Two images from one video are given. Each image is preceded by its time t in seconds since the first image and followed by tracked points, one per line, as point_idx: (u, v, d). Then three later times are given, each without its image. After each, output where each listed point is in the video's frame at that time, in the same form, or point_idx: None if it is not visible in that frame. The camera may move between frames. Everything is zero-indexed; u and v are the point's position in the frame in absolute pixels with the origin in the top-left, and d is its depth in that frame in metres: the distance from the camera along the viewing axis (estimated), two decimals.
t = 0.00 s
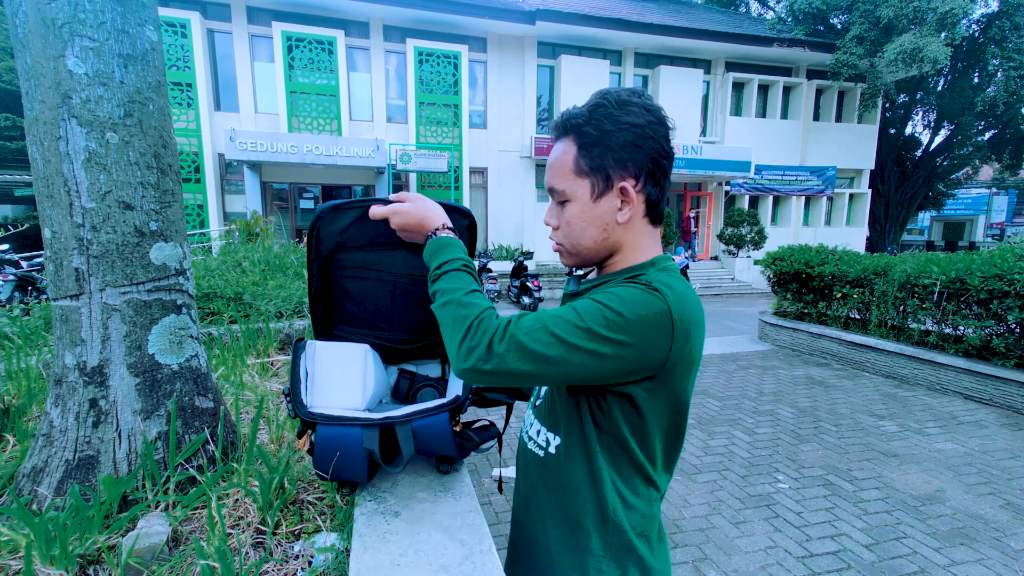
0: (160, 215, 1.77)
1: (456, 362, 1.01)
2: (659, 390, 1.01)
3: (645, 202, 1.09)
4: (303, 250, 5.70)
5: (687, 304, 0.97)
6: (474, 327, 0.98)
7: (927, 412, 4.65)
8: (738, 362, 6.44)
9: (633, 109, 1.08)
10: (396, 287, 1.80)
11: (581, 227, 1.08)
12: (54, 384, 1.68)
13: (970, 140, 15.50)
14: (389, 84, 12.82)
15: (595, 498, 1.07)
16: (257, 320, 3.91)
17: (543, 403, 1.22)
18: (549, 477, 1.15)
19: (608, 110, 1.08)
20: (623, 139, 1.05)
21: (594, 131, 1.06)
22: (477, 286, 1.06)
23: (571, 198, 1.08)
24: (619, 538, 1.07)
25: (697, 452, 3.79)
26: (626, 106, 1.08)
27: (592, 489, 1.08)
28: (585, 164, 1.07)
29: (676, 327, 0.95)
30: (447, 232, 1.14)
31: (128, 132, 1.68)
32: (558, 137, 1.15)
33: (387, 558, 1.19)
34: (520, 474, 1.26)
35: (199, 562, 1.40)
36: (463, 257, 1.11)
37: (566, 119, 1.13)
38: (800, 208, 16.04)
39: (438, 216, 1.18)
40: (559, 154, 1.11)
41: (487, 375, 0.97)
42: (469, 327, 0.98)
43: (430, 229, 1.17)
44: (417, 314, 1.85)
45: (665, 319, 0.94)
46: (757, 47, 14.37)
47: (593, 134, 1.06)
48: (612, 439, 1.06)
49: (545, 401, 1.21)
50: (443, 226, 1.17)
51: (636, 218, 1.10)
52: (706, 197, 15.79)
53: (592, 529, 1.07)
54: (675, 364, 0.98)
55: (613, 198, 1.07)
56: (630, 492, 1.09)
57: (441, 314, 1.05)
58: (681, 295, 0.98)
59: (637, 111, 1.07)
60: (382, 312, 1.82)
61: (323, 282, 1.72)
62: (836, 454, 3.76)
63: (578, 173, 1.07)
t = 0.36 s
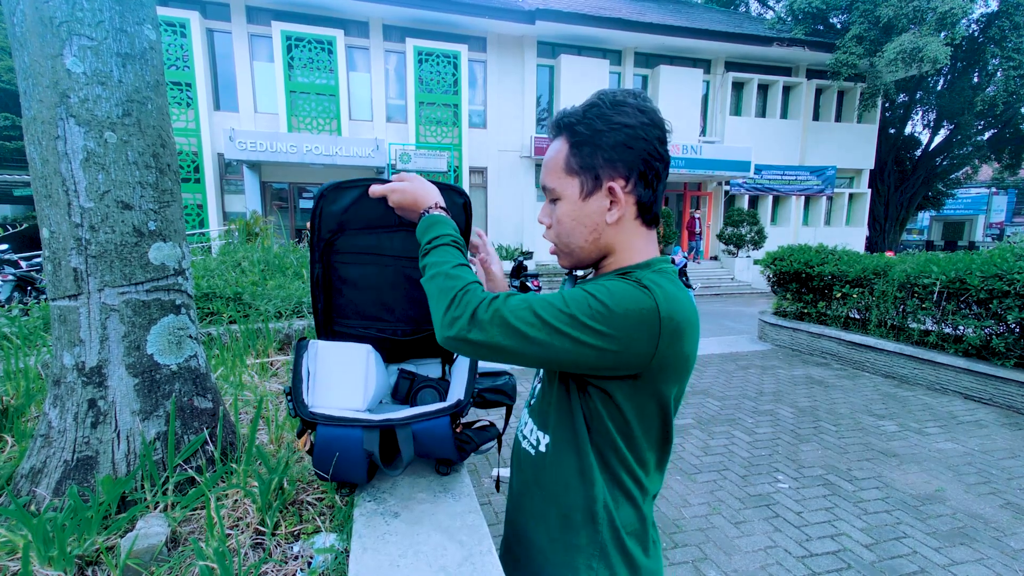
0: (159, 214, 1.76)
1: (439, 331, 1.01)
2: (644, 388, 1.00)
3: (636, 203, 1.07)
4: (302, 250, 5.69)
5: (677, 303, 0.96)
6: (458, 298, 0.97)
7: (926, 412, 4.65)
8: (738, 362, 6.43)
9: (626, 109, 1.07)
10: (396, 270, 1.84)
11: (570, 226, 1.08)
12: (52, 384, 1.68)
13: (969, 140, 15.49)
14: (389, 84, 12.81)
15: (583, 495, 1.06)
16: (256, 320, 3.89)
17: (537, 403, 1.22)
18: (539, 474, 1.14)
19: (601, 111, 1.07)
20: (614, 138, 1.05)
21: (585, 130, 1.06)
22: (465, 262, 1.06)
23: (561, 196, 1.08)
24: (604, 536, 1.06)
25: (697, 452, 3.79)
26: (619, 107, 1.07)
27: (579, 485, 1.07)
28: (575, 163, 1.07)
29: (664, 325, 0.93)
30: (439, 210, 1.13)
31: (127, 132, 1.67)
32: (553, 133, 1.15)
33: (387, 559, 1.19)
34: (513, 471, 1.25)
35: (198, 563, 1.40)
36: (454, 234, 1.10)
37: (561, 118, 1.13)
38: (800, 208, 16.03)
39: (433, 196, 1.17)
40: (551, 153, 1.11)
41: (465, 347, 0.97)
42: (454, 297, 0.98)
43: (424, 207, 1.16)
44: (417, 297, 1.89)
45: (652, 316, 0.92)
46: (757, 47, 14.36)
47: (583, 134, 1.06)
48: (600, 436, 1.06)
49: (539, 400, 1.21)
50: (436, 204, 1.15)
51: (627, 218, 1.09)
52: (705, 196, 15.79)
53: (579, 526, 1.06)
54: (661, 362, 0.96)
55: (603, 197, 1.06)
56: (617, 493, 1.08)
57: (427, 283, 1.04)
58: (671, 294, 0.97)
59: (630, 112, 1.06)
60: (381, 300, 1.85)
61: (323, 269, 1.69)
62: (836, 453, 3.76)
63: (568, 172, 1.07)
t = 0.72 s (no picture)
0: (159, 215, 1.76)
1: (450, 379, 1.00)
2: (647, 398, 1.03)
3: (627, 203, 1.08)
4: (302, 250, 5.69)
5: (678, 308, 0.98)
6: (466, 343, 0.97)
7: (925, 412, 4.65)
8: (738, 362, 6.44)
9: (615, 111, 1.07)
10: (399, 275, 1.78)
11: (562, 228, 1.10)
12: (52, 385, 1.68)
13: (969, 140, 15.50)
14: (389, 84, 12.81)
15: (583, 501, 1.07)
16: (256, 321, 3.90)
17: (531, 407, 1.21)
18: (536, 478, 1.14)
19: (591, 113, 1.08)
20: (602, 140, 1.05)
21: (576, 132, 1.07)
22: (467, 304, 1.05)
23: (553, 198, 1.10)
24: (608, 541, 1.07)
25: (697, 452, 3.79)
26: (608, 109, 1.08)
27: (578, 491, 1.08)
28: (565, 165, 1.08)
29: (669, 334, 0.96)
30: (439, 249, 1.12)
31: (127, 133, 1.67)
32: (544, 137, 1.15)
33: (387, 560, 1.19)
34: (507, 473, 1.26)
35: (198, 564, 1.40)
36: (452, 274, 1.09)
37: (551, 123, 1.13)
38: (800, 208, 16.04)
39: (433, 231, 1.16)
40: (543, 155, 1.12)
41: (480, 392, 0.97)
42: (462, 345, 0.98)
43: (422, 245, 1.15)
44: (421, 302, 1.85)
45: (657, 326, 0.94)
46: (757, 47, 14.37)
47: (574, 136, 1.07)
48: (599, 443, 1.06)
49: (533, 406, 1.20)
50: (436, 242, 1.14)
51: (620, 220, 1.09)
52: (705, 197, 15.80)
53: (579, 532, 1.07)
54: (666, 371, 0.99)
55: (593, 199, 1.07)
56: (617, 496, 1.09)
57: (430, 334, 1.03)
58: (672, 300, 0.98)
59: (619, 113, 1.06)
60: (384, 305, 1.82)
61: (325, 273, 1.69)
62: (835, 454, 3.76)
63: (559, 174, 1.08)
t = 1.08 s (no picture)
0: (160, 217, 1.77)
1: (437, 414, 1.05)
2: (625, 391, 1.02)
3: (591, 203, 1.09)
4: (302, 251, 5.70)
5: (641, 300, 0.98)
6: (446, 376, 1.04)
7: (925, 412, 4.66)
8: (737, 362, 6.45)
9: (575, 116, 1.08)
10: (395, 269, 1.72)
11: (529, 230, 1.13)
12: (54, 386, 1.69)
13: (968, 140, 15.52)
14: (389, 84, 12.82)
15: (572, 503, 1.09)
16: (255, 321, 3.90)
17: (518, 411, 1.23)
18: (527, 479, 1.16)
19: (550, 119, 1.10)
20: (562, 143, 1.06)
21: (537, 136, 1.09)
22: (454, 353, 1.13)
23: (520, 202, 1.13)
24: (600, 540, 1.08)
25: (696, 452, 3.80)
26: (569, 113, 1.09)
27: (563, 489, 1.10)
28: (529, 168, 1.10)
29: (632, 324, 0.95)
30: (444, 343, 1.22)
31: (129, 135, 1.68)
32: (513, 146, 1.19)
33: (387, 559, 1.20)
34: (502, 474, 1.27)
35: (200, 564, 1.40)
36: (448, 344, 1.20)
37: (518, 130, 1.16)
38: (799, 208, 16.05)
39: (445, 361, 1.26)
40: (511, 162, 1.15)
41: (463, 419, 1.00)
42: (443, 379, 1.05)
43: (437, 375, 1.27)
44: (420, 297, 1.76)
45: (617, 317, 0.95)
46: (756, 47, 14.39)
47: (535, 141, 1.09)
48: (583, 442, 1.08)
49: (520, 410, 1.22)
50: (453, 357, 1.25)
51: (585, 220, 1.11)
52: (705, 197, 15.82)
53: (569, 532, 1.09)
54: (639, 362, 0.99)
55: (557, 200, 1.09)
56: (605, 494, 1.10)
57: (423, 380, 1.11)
58: (635, 292, 0.98)
59: (578, 116, 1.08)
60: (383, 304, 1.75)
61: (324, 270, 1.69)
62: (835, 454, 3.77)
63: (524, 177, 1.11)
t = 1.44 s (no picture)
0: (160, 218, 1.77)
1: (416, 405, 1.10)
2: (581, 373, 1.04)
3: (561, 206, 1.10)
4: (302, 251, 5.70)
5: (594, 281, 1.01)
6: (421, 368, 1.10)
7: (924, 412, 4.67)
8: (737, 363, 6.45)
9: (540, 122, 1.10)
10: (396, 272, 1.73)
11: (501, 233, 1.14)
12: (55, 387, 1.69)
13: (968, 140, 15.54)
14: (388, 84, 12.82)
15: (550, 494, 1.10)
16: (255, 322, 3.91)
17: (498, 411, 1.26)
18: (509, 477, 1.17)
19: (518, 124, 1.11)
20: (530, 148, 1.08)
21: (505, 143, 1.10)
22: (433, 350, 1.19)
23: (491, 207, 1.14)
24: (579, 531, 1.08)
25: (696, 452, 3.81)
26: (534, 121, 1.11)
27: (542, 484, 1.11)
28: (499, 173, 1.11)
29: (580, 302, 0.98)
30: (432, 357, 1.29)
31: (129, 136, 1.68)
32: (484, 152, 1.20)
33: (387, 560, 1.20)
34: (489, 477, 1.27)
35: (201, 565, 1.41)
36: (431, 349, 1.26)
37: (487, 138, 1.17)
38: (799, 208, 16.06)
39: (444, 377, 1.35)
40: (482, 168, 1.16)
41: (437, 407, 1.05)
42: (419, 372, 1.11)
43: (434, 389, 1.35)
44: (420, 300, 1.77)
45: (564, 295, 0.98)
46: (756, 48, 14.39)
47: (504, 146, 1.10)
48: (553, 431, 1.09)
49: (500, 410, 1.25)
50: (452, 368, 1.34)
51: (555, 221, 1.12)
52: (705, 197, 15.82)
53: (548, 525, 1.09)
54: (594, 341, 1.00)
55: (527, 203, 1.10)
56: (583, 484, 1.12)
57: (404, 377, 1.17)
58: (588, 273, 1.01)
59: (543, 122, 1.09)
60: (384, 307, 1.75)
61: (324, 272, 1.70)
62: (834, 454, 3.78)
63: (494, 182, 1.12)
